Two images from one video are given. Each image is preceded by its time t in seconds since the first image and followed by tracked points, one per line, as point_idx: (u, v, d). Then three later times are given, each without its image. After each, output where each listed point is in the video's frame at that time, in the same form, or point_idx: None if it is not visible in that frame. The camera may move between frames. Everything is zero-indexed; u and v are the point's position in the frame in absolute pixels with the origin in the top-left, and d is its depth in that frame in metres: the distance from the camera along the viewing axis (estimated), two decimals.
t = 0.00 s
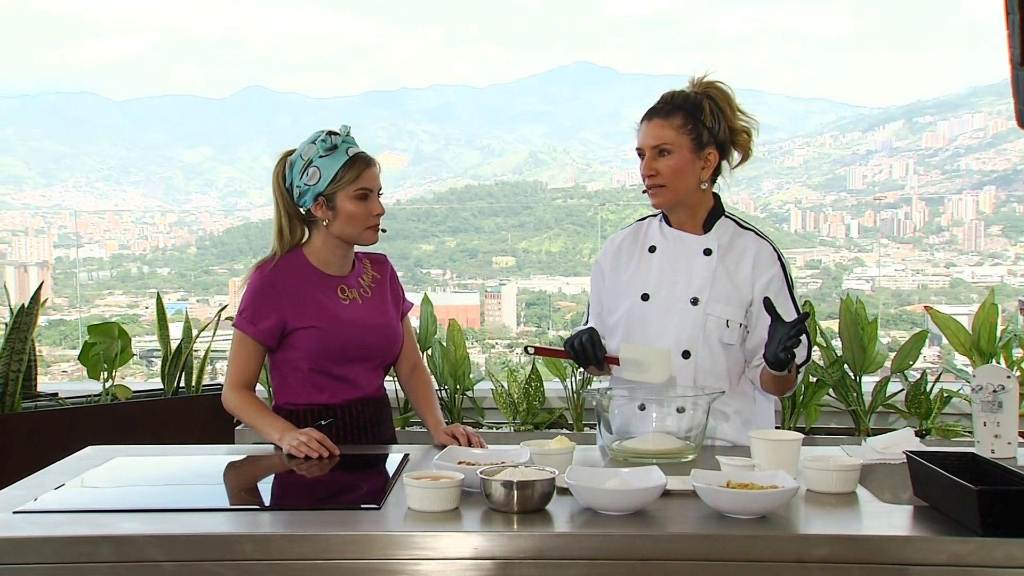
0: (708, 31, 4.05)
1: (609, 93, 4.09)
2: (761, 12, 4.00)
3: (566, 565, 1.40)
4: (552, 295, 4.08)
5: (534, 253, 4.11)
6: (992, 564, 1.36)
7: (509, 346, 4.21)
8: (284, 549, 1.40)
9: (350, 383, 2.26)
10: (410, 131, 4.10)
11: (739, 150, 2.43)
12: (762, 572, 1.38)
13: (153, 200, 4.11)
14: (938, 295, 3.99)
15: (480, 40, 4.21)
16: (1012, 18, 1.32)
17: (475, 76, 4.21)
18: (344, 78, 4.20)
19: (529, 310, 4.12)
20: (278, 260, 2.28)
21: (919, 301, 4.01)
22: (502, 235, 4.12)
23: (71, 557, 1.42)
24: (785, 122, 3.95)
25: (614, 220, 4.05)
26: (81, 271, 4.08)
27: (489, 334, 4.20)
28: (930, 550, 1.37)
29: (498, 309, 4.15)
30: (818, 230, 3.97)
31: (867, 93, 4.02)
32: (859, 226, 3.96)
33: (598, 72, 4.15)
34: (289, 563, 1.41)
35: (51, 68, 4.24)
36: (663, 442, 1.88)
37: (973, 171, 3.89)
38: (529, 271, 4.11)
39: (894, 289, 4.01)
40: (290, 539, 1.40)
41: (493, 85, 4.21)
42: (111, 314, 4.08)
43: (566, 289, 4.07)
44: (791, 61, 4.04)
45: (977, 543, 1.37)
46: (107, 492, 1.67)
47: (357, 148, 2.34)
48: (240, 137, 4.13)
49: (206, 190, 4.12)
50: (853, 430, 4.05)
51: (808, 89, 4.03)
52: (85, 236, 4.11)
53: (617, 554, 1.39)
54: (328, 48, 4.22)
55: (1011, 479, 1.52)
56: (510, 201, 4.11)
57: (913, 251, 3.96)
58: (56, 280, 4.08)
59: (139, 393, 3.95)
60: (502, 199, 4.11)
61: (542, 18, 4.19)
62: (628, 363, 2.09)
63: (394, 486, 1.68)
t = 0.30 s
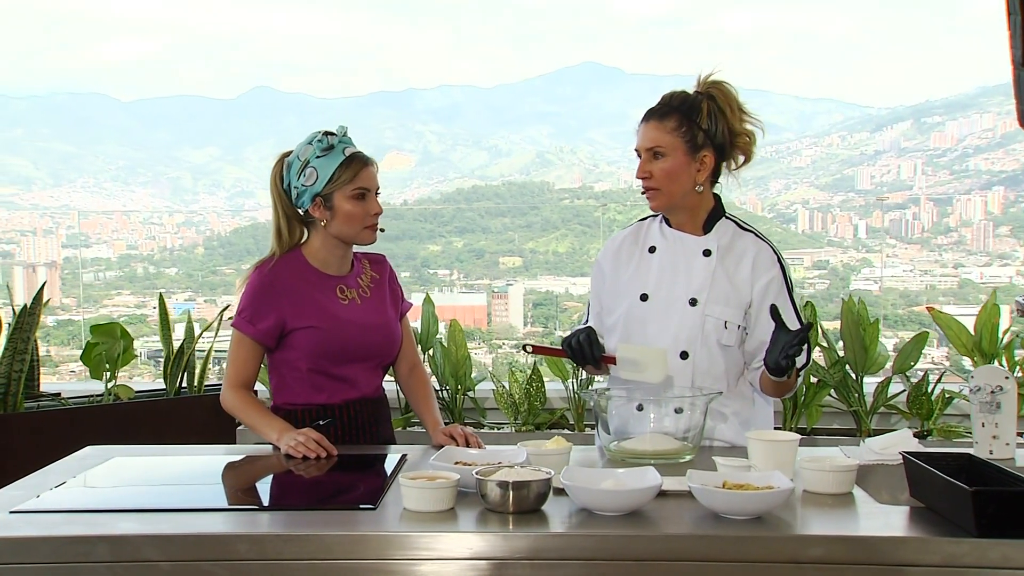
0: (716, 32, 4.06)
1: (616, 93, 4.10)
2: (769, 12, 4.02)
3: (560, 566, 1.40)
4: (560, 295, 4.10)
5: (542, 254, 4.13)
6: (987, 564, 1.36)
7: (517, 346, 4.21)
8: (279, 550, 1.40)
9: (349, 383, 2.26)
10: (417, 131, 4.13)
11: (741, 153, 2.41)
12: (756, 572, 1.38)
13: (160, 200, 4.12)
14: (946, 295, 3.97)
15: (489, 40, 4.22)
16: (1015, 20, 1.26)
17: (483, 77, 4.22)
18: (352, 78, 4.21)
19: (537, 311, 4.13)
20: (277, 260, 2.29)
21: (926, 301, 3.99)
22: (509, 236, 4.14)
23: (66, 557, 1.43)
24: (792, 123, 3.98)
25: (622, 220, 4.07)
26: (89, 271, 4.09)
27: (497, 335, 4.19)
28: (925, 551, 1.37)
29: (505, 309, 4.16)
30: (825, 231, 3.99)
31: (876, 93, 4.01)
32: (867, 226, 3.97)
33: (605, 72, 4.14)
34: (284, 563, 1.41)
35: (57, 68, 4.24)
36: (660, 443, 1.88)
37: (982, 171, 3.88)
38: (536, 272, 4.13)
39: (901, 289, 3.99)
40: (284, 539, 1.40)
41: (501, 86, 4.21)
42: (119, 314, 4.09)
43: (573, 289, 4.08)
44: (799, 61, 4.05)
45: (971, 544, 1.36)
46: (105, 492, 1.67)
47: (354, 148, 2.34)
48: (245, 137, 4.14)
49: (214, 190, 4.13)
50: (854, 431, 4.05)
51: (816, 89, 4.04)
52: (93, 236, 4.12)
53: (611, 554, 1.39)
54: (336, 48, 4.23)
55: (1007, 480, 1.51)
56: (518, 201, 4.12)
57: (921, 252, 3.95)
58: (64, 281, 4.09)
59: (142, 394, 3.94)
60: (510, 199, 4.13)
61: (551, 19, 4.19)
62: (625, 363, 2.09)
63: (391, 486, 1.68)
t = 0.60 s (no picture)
0: (724, 32, 4.06)
1: (623, 94, 4.09)
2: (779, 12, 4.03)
3: (554, 566, 1.40)
4: (567, 296, 4.10)
5: (550, 254, 4.14)
6: (981, 565, 1.36)
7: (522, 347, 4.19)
8: (273, 550, 1.40)
9: (347, 384, 2.26)
10: (425, 133, 4.15)
11: (738, 153, 2.41)
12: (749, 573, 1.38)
13: (169, 201, 4.13)
14: (955, 296, 3.97)
15: (497, 41, 4.23)
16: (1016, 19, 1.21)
17: (491, 77, 4.22)
18: (360, 78, 4.23)
19: (544, 312, 4.12)
20: (276, 260, 2.29)
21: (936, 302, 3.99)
22: (517, 236, 4.15)
23: (61, 557, 1.43)
24: (800, 122, 3.98)
25: (629, 220, 4.07)
26: (98, 271, 4.11)
27: (504, 336, 4.17)
28: (918, 552, 1.37)
29: (513, 308, 4.14)
30: (834, 232, 4.01)
31: (884, 94, 3.99)
32: (876, 227, 3.99)
33: (612, 72, 4.13)
34: (278, 564, 1.41)
35: (66, 69, 4.24)
36: (658, 443, 1.88)
37: (992, 172, 3.90)
38: (544, 272, 4.13)
39: (910, 290, 4.00)
40: (278, 539, 1.40)
41: (508, 87, 4.21)
42: (127, 314, 4.12)
43: (581, 290, 4.09)
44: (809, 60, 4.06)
45: (965, 545, 1.36)
46: (102, 492, 1.67)
47: (351, 148, 2.35)
48: (253, 139, 4.13)
49: (222, 191, 4.12)
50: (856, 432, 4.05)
51: (825, 90, 4.04)
52: (101, 236, 4.13)
53: (605, 555, 1.39)
54: (345, 49, 4.25)
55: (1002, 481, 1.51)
56: (526, 201, 4.14)
57: (930, 253, 3.97)
58: (73, 281, 4.10)
59: (143, 394, 3.93)
60: (517, 199, 4.14)
61: (559, 19, 4.19)
62: (622, 364, 2.08)
63: (388, 487, 1.68)
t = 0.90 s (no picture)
0: (730, 32, 4.07)
1: (630, 92, 4.04)
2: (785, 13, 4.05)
3: (546, 567, 1.40)
4: (573, 296, 4.07)
5: (556, 254, 4.12)
6: (971, 566, 1.36)
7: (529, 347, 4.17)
8: (266, 550, 1.40)
9: (344, 383, 2.26)
10: (431, 132, 4.13)
11: (730, 156, 2.39)
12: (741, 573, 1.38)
13: (177, 202, 4.11)
14: (964, 296, 3.96)
15: (504, 42, 4.24)
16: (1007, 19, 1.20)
17: (497, 78, 4.23)
18: (366, 78, 4.20)
19: (551, 312, 4.09)
20: (272, 260, 2.29)
21: (944, 302, 3.97)
22: (523, 236, 4.15)
23: (52, 556, 1.43)
24: (807, 122, 3.96)
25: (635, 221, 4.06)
26: (105, 270, 4.11)
27: (511, 336, 4.16)
28: (910, 552, 1.37)
29: (520, 309, 4.13)
30: (841, 231, 3.98)
31: (892, 94, 4.00)
32: (883, 227, 3.95)
33: (620, 72, 4.11)
34: (270, 563, 1.41)
35: (76, 70, 4.30)
36: (654, 444, 1.88)
37: (1000, 172, 3.89)
38: (550, 272, 4.11)
39: (918, 290, 3.98)
40: (271, 539, 1.40)
41: (514, 87, 4.22)
42: (134, 314, 4.09)
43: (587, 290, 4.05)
44: (815, 60, 4.08)
45: (956, 545, 1.36)
46: (98, 491, 1.68)
47: (342, 147, 2.35)
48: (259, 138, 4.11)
49: (229, 191, 4.07)
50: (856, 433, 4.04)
51: (833, 91, 4.05)
52: (109, 236, 4.14)
53: (597, 555, 1.39)
54: (352, 50, 4.26)
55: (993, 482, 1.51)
56: (532, 201, 4.14)
57: (938, 252, 3.95)
58: (81, 281, 4.09)
59: (144, 393, 3.95)
60: (524, 199, 4.14)
61: (567, 19, 4.22)
62: (619, 362, 2.08)
63: (382, 487, 1.68)
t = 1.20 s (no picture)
0: (738, 31, 4.04)
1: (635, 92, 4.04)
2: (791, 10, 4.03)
3: (538, 567, 1.40)
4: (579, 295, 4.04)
5: (562, 254, 4.10)
6: (962, 565, 1.36)
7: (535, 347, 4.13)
8: (258, 550, 1.41)
9: (339, 383, 2.26)
10: (438, 132, 4.13)
11: (726, 154, 2.39)
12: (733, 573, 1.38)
13: (183, 202, 4.12)
14: (971, 297, 3.93)
15: (510, 42, 4.23)
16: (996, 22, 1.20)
17: (503, 76, 4.21)
18: (374, 79, 4.21)
19: (557, 311, 4.08)
20: (268, 259, 2.29)
21: (950, 302, 3.94)
22: (529, 236, 4.12)
23: (45, 556, 1.43)
24: (813, 122, 3.98)
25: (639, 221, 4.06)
26: (112, 270, 4.13)
27: (516, 335, 4.13)
28: (900, 552, 1.37)
29: (525, 309, 4.10)
30: (848, 231, 3.97)
31: (900, 94, 3.97)
32: (890, 226, 3.94)
33: (625, 72, 4.08)
34: (262, 563, 1.41)
35: (80, 71, 4.27)
36: (648, 443, 1.88)
37: (1008, 171, 3.87)
38: (556, 272, 4.08)
39: (925, 290, 3.96)
40: (264, 539, 1.40)
41: (521, 87, 4.19)
42: (142, 314, 4.10)
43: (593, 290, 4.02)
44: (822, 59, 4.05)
45: (947, 545, 1.36)
46: (93, 491, 1.68)
47: (354, 155, 2.34)
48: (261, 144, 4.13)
49: (235, 191, 4.09)
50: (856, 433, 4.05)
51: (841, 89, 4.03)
52: (116, 236, 4.14)
53: (589, 554, 1.39)
54: (356, 51, 4.25)
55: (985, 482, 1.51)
56: (537, 201, 4.12)
57: (946, 252, 3.90)
58: (88, 282, 4.13)
59: (144, 393, 3.96)
60: (530, 200, 4.12)
61: (573, 18, 4.19)
62: (611, 362, 2.08)
63: (377, 487, 1.68)
